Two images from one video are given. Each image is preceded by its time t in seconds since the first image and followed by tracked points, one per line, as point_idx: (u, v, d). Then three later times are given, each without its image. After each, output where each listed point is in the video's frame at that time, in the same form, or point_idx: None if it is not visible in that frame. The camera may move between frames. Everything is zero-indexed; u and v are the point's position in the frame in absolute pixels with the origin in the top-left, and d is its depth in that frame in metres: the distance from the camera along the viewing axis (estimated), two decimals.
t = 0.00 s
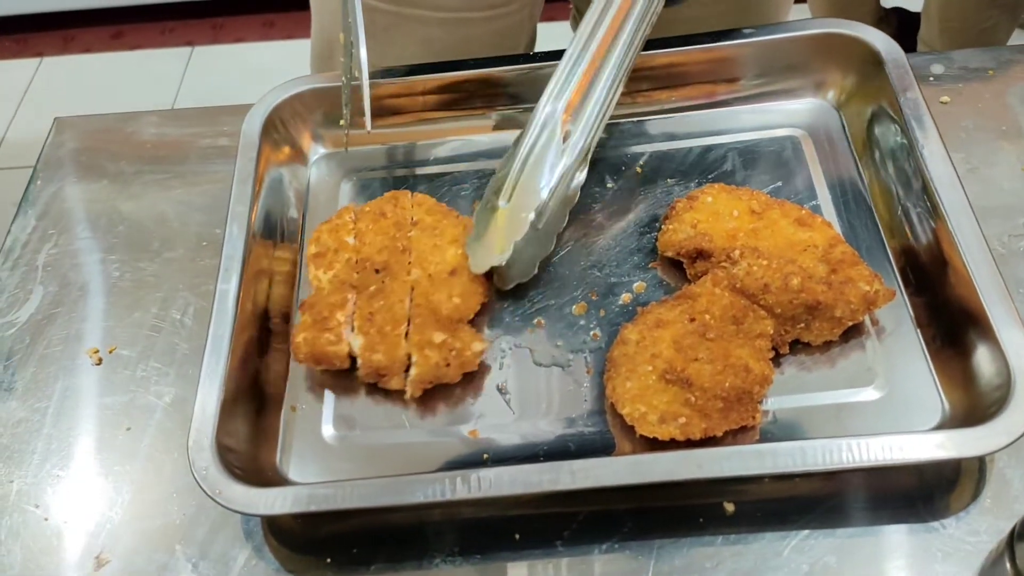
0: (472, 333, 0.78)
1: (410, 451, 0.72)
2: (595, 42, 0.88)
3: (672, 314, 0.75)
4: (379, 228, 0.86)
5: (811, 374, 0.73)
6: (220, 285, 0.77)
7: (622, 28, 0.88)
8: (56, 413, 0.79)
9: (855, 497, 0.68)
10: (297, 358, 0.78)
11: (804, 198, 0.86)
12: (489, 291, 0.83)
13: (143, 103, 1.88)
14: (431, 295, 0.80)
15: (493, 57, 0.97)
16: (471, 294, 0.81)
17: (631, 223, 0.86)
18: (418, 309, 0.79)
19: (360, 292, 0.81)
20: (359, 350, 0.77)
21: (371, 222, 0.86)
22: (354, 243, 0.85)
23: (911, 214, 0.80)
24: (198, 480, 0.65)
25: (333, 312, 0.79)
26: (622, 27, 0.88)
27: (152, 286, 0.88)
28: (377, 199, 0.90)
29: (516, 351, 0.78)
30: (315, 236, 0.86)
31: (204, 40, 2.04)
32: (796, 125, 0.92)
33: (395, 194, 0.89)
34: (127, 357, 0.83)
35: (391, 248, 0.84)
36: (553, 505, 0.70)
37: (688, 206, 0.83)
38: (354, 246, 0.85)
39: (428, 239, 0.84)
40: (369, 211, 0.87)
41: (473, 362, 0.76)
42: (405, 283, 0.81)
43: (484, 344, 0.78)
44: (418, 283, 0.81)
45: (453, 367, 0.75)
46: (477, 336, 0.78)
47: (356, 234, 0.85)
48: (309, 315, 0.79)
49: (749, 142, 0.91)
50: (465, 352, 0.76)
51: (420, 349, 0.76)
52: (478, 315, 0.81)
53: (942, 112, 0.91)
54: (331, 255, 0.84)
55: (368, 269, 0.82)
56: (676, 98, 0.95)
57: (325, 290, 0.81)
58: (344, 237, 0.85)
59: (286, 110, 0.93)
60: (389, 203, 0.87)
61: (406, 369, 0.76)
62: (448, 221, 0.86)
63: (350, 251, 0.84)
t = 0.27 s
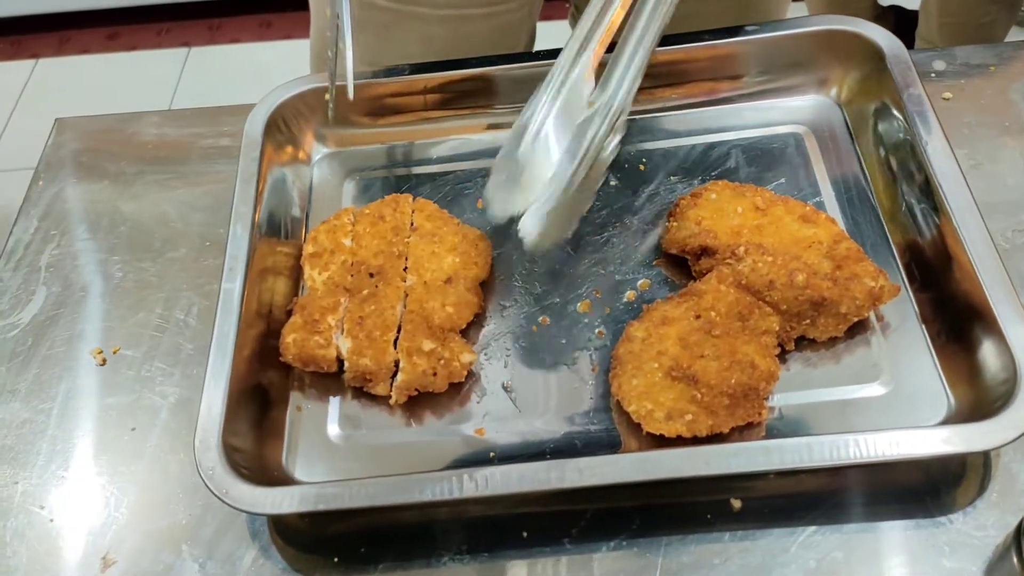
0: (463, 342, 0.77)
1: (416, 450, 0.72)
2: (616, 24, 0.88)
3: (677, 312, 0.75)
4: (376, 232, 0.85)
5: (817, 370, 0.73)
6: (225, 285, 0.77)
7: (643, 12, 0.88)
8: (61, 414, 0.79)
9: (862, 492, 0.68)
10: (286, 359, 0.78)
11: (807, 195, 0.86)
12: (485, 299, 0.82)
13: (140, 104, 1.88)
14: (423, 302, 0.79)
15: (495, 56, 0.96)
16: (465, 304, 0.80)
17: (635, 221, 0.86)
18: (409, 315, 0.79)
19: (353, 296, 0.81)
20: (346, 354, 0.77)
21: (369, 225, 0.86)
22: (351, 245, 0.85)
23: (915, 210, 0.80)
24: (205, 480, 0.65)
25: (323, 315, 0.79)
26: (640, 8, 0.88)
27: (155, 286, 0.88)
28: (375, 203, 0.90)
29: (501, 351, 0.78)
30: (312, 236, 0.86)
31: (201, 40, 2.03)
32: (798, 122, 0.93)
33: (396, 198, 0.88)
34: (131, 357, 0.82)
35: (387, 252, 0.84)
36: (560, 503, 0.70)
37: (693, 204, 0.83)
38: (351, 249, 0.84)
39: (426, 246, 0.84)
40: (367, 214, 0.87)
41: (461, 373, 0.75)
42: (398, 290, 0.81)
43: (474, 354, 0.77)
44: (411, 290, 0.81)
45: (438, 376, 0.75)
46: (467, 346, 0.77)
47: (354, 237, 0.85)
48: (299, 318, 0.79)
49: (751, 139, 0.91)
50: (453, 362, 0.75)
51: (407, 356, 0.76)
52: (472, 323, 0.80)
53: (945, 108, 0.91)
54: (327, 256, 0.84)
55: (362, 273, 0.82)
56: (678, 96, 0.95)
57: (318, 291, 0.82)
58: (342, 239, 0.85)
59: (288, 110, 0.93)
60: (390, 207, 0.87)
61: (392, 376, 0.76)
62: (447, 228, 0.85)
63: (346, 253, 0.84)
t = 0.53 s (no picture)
0: (464, 342, 0.77)
1: (419, 449, 0.72)
2: None
3: (679, 310, 0.75)
4: (377, 232, 0.85)
5: (817, 368, 0.73)
6: (226, 286, 0.77)
7: None
8: (62, 415, 0.79)
9: (863, 489, 0.68)
10: (287, 359, 0.78)
11: (806, 192, 0.87)
12: (486, 298, 0.82)
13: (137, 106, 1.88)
14: (425, 302, 0.80)
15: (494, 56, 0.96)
16: (467, 303, 0.80)
17: (635, 220, 0.87)
18: (411, 314, 0.79)
19: (354, 296, 0.81)
20: (348, 353, 0.77)
21: (370, 225, 0.86)
22: (351, 246, 0.85)
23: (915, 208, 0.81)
24: (208, 480, 0.65)
25: (324, 315, 0.79)
26: None
27: (156, 287, 0.88)
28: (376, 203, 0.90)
29: (503, 350, 0.78)
30: (313, 236, 0.86)
31: (197, 42, 2.03)
32: (797, 121, 0.93)
33: (393, 199, 0.88)
34: (132, 358, 0.82)
35: (388, 252, 0.84)
36: (562, 501, 0.70)
37: (693, 202, 0.84)
38: (352, 249, 0.85)
39: (427, 246, 0.84)
40: (367, 214, 0.87)
41: (462, 372, 0.75)
42: (400, 289, 0.81)
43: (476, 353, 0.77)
44: (412, 289, 0.81)
45: (440, 376, 0.75)
46: (469, 345, 0.77)
47: (354, 237, 0.85)
48: (300, 318, 0.79)
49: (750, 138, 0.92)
50: (455, 361, 0.75)
51: (410, 355, 0.76)
52: (473, 322, 0.81)
53: (942, 107, 0.91)
54: (327, 257, 0.84)
55: (363, 273, 0.82)
56: (677, 95, 0.95)
57: (319, 291, 0.82)
58: (342, 239, 0.85)
59: (288, 110, 0.93)
60: (390, 207, 0.87)
61: (393, 376, 0.76)
62: (448, 228, 0.86)
63: (346, 253, 0.84)
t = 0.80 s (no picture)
0: (461, 339, 0.78)
1: (417, 445, 0.73)
2: None
3: (673, 306, 0.76)
4: (374, 230, 0.86)
5: (811, 363, 0.74)
6: (225, 284, 0.77)
7: None
8: (62, 413, 0.79)
9: (858, 483, 0.69)
10: (286, 357, 0.79)
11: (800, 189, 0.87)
12: (483, 296, 0.83)
13: (135, 107, 1.88)
14: (423, 299, 0.80)
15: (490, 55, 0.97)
16: (464, 300, 0.80)
17: (630, 217, 0.87)
18: (409, 311, 0.80)
19: (352, 294, 0.82)
20: (346, 350, 0.77)
21: (367, 224, 0.86)
22: (349, 244, 0.85)
23: (908, 204, 0.81)
24: (207, 477, 0.65)
25: (323, 313, 0.79)
26: None
27: (156, 286, 0.88)
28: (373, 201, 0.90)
29: (501, 346, 0.79)
30: (311, 235, 0.86)
31: (194, 43, 2.04)
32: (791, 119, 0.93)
33: (393, 196, 0.89)
34: (132, 356, 0.83)
35: (385, 250, 0.84)
36: (559, 496, 0.70)
37: (687, 199, 0.84)
38: (349, 247, 0.85)
39: (424, 244, 0.85)
40: (365, 212, 0.87)
41: (459, 369, 0.76)
42: (397, 287, 0.82)
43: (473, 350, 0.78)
44: (409, 287, 0.82)
45: (438, 372, 0.75)
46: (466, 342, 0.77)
47: (352, 235, 0.86)
48: (299, 316, 0.79)
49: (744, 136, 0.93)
50: (452, 358, 0.76)
51: (408, 352, 0.77)
52: (470, 319, 0.81)
53: (935, 104, 0.92)
54: (325, 255, 0.84)
55: (361, 271, 0.83)
56: (673, 94, 0.96)
57: (317, 289, 0.82)
58: (340, 238, 0.86)
59: (285, 110, 0.94)
60: (388, 206, 0.88)
61: (391, 372, 0.77)
62: (445, 226, 0.86)
63: (344, 252, 0.85)
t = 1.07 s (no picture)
0: (459, 334, 0.79)
1: (416, 439, 0.73)
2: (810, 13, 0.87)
3: (675, 299, 0.76)
4: (372, 225, 0.86)
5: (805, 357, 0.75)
6: (224, 279, 0.78)
7: None
8: (63, 408, 0.80)
9: (852, 475, 0.70)
10: (285, 351, 0.79)
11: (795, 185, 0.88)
12: (480, 292, 0.83)
13: (132, 107, 1.89)
14: (420, 294, 0.81)
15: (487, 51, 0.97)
16: (462, 295, 0.81)
17: (626, 213, 0.88)
18: (407, 306, 0.81)
19: (351, 289, 0.82)
20: (346, 344, 0.78)
21: (366, 219, 0.87)
22: (347, 239, 0.86)
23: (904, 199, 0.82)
24: (207, 470, 0.66)
25: (322, 308, 0.80)
26: None
27: (155, 282, 0.89)
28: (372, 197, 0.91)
29: (499, 341, 0.79)
30: (309, 230, 0.87)
31: (192, 43, 2.04)
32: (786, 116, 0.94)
33: (391, 191, 0.89)
34: (132, 352, 0.83)
35: (383, 245, 0.85)
36: (556, 488, 0.71)
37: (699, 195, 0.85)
38: (348, 243, 0.86)
39: (422, 240, 0.85)
40: (363, 208, 0.88)
41: (457, 363, 0.77)
42: (395, 282, 0.82)
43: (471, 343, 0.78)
44: (408, 282, 0.83)
45: (436, 366, 0.76)
46: (464, 336, 0.78)
47: (350, 231, 0.86)
48: (298, 310, 0.80)
49: (739, 132, 0.93)
50: (450, 352, 0.77)
51: (405, 346, 0.77)
52: (467, 314, 0.82)
53: (930, 100, 0.92)
54: (324, 250, 0.85)
55: (359, 266, 0.84)
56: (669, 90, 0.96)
57: (316, 284, 0.83)
58: (338, 233, 0.86)
59: (284, 106, 0.94)
60: (386, 201, 0.88)
61: (390, 366, 0.77)
62: (443, 221, 0.87)
63: (342, 247, 0.85)
